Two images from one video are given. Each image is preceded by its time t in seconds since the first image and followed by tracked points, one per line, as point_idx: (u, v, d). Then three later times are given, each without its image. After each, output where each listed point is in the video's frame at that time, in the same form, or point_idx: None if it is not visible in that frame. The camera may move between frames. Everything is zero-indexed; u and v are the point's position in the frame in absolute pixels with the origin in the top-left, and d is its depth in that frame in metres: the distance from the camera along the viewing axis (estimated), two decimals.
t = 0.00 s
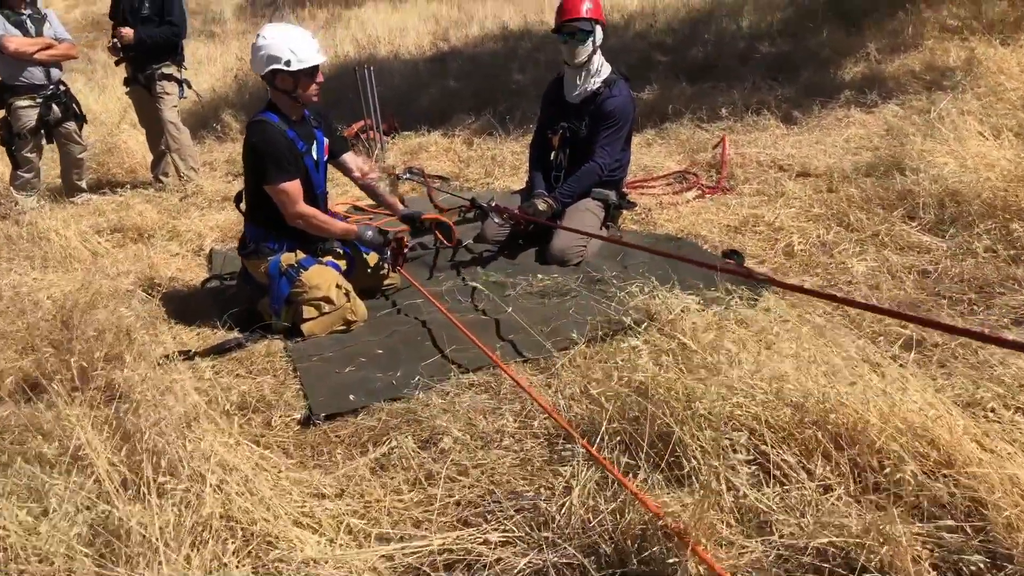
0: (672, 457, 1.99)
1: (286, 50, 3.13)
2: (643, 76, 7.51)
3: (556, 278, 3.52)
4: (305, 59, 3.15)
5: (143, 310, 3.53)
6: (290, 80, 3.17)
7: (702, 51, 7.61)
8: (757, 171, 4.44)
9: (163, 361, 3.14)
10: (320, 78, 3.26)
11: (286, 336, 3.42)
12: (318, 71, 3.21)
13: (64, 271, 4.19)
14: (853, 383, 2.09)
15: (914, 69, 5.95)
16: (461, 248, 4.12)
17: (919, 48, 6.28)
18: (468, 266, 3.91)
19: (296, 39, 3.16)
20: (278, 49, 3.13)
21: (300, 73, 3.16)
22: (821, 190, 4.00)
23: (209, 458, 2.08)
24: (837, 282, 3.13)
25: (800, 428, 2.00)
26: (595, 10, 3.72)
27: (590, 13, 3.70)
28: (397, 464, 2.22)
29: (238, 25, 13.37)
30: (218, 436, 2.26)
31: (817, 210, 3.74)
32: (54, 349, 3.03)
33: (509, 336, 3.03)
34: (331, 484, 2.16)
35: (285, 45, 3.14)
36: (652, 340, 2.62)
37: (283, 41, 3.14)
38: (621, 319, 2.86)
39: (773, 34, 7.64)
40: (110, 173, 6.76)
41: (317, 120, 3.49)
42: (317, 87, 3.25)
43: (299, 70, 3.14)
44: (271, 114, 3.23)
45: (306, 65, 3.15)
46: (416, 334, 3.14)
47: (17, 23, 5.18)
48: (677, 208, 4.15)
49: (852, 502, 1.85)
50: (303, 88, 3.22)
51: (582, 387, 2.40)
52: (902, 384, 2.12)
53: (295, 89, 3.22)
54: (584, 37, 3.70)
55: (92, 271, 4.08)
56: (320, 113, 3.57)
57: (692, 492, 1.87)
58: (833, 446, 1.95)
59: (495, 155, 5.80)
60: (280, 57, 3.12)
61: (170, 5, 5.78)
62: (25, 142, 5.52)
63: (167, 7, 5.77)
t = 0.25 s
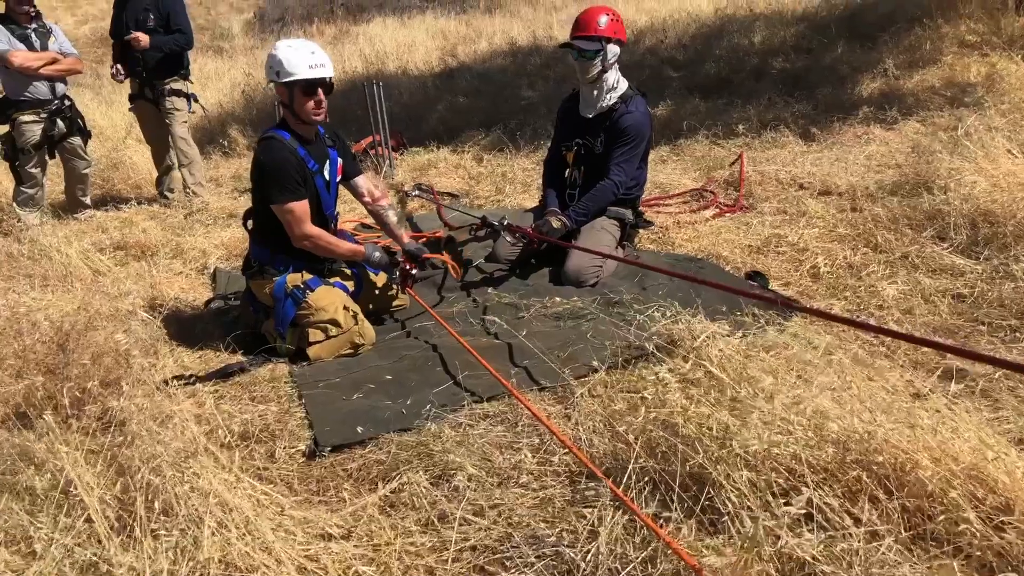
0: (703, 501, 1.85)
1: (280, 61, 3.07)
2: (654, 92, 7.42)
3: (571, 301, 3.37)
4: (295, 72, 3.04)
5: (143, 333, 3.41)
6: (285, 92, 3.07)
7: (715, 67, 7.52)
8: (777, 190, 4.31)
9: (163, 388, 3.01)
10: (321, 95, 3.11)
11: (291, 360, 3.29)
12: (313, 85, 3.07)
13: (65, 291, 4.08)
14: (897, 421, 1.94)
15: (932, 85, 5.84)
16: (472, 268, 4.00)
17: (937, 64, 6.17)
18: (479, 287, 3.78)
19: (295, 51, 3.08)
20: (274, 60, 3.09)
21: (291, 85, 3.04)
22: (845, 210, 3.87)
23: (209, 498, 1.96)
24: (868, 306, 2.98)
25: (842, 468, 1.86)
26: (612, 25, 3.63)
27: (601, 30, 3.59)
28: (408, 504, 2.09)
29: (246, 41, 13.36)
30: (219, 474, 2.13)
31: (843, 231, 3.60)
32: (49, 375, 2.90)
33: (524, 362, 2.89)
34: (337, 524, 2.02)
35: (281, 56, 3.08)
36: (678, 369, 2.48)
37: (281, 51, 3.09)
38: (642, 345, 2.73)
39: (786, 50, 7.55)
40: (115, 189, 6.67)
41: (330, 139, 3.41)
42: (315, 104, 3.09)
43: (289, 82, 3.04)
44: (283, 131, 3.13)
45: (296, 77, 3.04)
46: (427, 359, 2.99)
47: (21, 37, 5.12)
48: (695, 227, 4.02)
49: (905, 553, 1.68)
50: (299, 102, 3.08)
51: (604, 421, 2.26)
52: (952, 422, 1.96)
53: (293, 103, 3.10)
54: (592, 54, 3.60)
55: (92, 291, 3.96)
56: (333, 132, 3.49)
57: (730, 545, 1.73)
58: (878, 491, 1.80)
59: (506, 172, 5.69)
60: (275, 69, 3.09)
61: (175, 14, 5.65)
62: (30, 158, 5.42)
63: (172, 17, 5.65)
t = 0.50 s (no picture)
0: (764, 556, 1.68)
1: (300, 65, 2.97)
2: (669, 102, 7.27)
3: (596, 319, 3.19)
4: (310, 76, 2.93)
5: (144, 353, 3.25)
6: (302, 99, 2.97)
7: (731, 76, 7.37)
8: (806, 202, 4.14)
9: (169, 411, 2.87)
10: (338, 104, 2.98)
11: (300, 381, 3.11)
12: (329, 92, 2.94)
13: (65, 306, 3.92)
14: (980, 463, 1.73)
15: (959, 95, 5.68)
16: (488, 283, 3.83)
17: (963, 73, 6.01)
18: (496, 303, 3.60)
19: (315, 55, 2.98)
20: (294, 65, 3.00)
21: (307, 91, 2.93)
22: (880, 223, 3.70)
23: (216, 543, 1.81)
24: (915, 326, 2.79)
25: (916, 514, 1.67)
26: (639, 31, 3.49)
27: (626, 36, 3.47)
28: (429, 548, 1.91)
29: (252, 50, 13.26)
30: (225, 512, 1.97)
31: (880, 245, 3.41)
32: (44, 397, 2.74)
33: (550, 386, 2.70)
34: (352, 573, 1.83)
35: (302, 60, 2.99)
36: (720, 396, 2.30)
37: (301, 57, 3.00)
38: (676, 369, 2.55)
39: (804, 59, 7.40)
40: (119, 199, 6.53)
41: (349, 151, 3.27)
42: (331, 113, 2.96)
43: (305, 87, 2.94)
44: (302, 142, 3.01)
45: (311, 82, 2.93)
46: (445, 382, 2.80)
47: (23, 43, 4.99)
48: (722, 241, 3.85)
49: None
50: (315, 110, 2.96)
51: (646, 462, 2.09)
52: None
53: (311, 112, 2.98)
54: (617, 61, 3.45)
55: (93, 306, 3.80)
56: (352, 143, 3.35)
57: None
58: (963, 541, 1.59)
59: (520, 183, 5.53)
60: (294, 73, 3.00)
61: (179, 19, 5.52)
62: (31, 167, 5.28)
63: (174, 18, 5.50)
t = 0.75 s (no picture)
0: None
1: (313, 73, 2.84)
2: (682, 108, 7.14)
3: (620, 338, 3.05)
4: (323, 86, 2.80)
5: (146, 373, 3.11)
6: (315, 107, 2.84)
7: (745, 81, 7.24)
8: (832, 212, 4.00)
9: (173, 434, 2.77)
10: (353, 113, 2.85)
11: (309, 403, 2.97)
12: (343, 101, 2.81)
13: (64, 321, 3.78)
14: None
15: (982, 101, 5.54)
16: (504, 297, 3.68)
17: (984, 80, 5.87)
18: (512, 319, 3.45)
19: (328, 63, 2.85)
20: (306, 72, 2.87)
21: (320, 100, 2.80)
22: (912, 236, 3.55)
23: None
24: (961, 348, 2.63)
25: (994, 568, 1.55)
26: (665, 36, 3.37)
27: (652, 42, 3.34)
28: None
29: (256, 55, 13.15)
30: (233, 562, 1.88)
31: (918, 260, 3.26)
32: (41, 422, 2.61)
33: (574, 411, 2.53)
34: None
35: (315, 68, 2.86)
36: (763, 428, 2.15)
37: (314, 64, 2.87)
38: (709, 394, 2.41)
39: (818, 64, 7.29)
40: (121, 208, 6.40)
41: (362, 162, 3.14)
42: (345, 123, 2.83)
43: (318, 96, 2.81)
44: (312, 153, 2.88)
45: (324, 91, 2.80)
46: (464, 407, 2.64)
47: (23, 48, 4.87)
48: (747, 253, 3.70)
49: None
50: (328, 119, 2.83)
51: (684, 502, 1.96)
52: None
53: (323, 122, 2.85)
54: (642, 68, 3.32)
55: (93, 322, 3.66)
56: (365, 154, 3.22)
57: None
58: None
59: (532, 191, 5.40)
60: (306, 81, 2.87)
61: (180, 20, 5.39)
62: (31, 175, 5.14)
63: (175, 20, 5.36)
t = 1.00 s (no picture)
0: None
1: (322, 79, 2.71)
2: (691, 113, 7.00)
3: (641, 359, 2.91)
4: (333, 93, 2.68)
5: (144, 394, 2.97)
6: (323, 116, 2.70)
7: (755, 86, 7.10)
8: (855, 224, 3.86)
9: (169, 461, 2.64)
10: (363, 122, 2.72)
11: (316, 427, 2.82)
12: (353, 109, 2.68)
13: (60, 337, 3.65)
14: None
15: (1002, 107, 5.40)
16: (516, 312, 3.54)
17: (1003, 86, 5.73)
18: (525, 336, 3.31)
19: (337, 69, 2.72)
20: (314, 79, 2.74)
21: (329, 108, 2.68)
22: (941, 250, 3.42)
23: None
24: (1005, 371, 2.49)
25: None
26: (686, 42, 3.24)
27: (672, 48, 3.21)
28: None
29: (257, 58, 13.02)
30: None
31: (952, 277, 3.12)
32: (32, 449, 2.46)
33: (596, 439, 2.39)
34: None
35: (322, 74, 2.72)
36: (804, 463, 2.01)
37: (323, 70, 2.73)
38: (741, 422, 2.28)
39: (829, 69, 7.16)
40: (120, 215, 6.27)
41: (370, 174, 3.01)
42: (355, 132, 2.70)
43: (327, 104, 2.68)
44: (319, 164, 2.75)
45: (334, 99, 2.67)
46: (479, 434, 2.49)
47: (20, 53, 4.75)
48: (769, 267, 3.56)
49: None
50: (337, 129, 2.69)
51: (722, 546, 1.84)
52: None
53: (331, 131, 2.72)
54: (662, 76, 3.20)
55: (90, 338, 3.52)
56: (373, 165, 3.08)
57: None
58: None
59: (541, 199, 5.26)
60: (314, 89, 2.74)
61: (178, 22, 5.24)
62: (27, 183, 5.00)
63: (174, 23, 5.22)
